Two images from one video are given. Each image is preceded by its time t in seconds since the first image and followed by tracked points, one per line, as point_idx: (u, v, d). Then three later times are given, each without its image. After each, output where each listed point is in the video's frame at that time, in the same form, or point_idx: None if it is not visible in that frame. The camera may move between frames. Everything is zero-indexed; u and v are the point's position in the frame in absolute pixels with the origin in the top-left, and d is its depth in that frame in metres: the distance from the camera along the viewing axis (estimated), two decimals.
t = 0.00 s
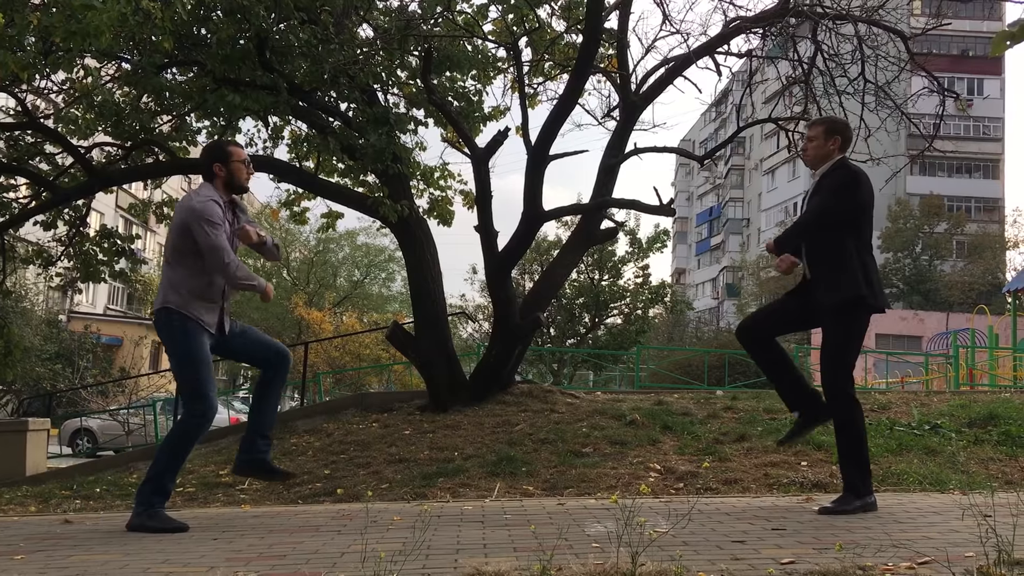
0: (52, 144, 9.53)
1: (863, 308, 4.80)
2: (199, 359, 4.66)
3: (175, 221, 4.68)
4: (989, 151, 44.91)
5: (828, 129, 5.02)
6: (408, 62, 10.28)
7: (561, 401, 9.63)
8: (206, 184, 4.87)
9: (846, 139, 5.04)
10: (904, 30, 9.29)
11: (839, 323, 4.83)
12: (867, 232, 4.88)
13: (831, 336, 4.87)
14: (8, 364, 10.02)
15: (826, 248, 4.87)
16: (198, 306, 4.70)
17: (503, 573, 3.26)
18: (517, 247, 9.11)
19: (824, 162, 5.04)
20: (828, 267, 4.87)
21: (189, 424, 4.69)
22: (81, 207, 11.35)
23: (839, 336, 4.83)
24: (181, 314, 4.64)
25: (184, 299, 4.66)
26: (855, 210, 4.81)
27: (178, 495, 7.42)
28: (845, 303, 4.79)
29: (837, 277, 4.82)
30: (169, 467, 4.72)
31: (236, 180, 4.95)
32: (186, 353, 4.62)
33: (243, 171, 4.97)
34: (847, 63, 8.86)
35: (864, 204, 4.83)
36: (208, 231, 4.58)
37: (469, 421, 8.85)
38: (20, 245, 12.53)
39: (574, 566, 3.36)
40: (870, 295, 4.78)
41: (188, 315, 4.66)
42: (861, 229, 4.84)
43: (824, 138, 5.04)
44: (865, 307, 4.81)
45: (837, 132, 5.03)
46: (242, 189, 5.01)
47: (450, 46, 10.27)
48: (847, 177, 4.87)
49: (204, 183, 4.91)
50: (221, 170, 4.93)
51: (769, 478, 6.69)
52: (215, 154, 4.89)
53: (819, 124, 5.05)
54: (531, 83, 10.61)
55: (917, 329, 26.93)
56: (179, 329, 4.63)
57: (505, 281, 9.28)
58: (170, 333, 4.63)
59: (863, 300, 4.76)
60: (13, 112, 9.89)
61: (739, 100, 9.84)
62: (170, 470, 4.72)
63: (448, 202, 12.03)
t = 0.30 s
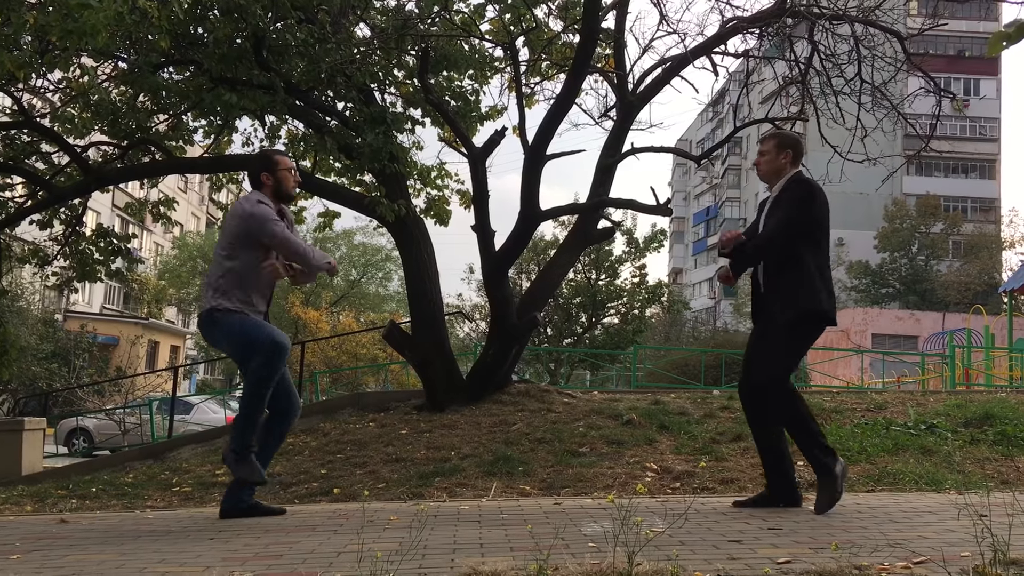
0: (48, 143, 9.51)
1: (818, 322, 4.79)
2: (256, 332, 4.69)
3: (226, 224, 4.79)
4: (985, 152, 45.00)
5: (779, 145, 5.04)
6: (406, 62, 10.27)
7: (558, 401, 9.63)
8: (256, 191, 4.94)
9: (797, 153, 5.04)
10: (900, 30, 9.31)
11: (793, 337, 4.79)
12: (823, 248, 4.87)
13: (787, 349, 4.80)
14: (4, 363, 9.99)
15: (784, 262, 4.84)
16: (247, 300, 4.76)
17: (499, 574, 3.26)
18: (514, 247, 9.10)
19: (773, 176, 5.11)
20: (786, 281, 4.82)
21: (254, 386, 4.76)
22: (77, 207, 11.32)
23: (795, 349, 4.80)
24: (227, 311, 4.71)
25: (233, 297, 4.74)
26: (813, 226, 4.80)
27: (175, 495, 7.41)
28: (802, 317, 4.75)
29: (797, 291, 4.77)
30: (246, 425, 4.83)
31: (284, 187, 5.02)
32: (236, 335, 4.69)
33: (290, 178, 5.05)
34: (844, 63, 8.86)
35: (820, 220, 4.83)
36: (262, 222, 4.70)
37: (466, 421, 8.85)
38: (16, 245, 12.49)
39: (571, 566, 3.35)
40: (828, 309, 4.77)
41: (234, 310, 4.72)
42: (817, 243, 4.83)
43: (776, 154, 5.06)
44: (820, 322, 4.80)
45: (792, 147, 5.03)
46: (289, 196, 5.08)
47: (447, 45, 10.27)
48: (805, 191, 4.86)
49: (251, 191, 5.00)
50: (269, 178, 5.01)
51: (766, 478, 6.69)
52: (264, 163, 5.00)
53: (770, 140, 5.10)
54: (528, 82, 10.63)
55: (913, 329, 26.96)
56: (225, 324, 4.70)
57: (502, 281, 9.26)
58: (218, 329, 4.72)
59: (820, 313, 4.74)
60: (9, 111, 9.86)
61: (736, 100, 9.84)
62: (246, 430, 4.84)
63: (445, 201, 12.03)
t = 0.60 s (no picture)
0: (46, 140, 9.50)
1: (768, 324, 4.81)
2: (309, 362, 4.60)
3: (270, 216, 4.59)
4: (983, 151, 45.03)
5: (740, 144, 5.03)
6: (404, 60, 10.27)
7: (556, 400, 9.64)
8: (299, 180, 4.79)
9: (756, 153, 5.04)
10: (899, 29, 9.31)
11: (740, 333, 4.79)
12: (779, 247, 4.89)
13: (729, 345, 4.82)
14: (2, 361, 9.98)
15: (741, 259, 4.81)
16: (292, 300, 4.58)
17: (497, 572, 3.25)
18: (512, 245, 9.09)
19: (733, 176, 5.08)
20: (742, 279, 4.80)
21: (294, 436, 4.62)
22: (74, 204, 11.31)
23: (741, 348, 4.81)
24: (282, 311, 4.53)
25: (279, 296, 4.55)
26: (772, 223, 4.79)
27: (172, 493, 7.41)
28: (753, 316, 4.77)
29: (751, 291, 4.77)
30: (280, 478, 4.62)
31: (329, 179, 4.86)
32: (285, 346, 4.54)
33: (336, 170, 4.89)
34: (842, 62, 8.86)
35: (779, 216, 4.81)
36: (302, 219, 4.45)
37: (464, 419, 8.86)
38: (13, 242, 12.48)
39: (568, 564, 3.36)
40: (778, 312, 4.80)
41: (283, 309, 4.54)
42: (775, 244, 4.84)
43: (734, 153, 5.06)
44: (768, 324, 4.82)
45: (749, 146, 5.03)
46: (333, 187, 4.93)
47: (445, 43, 10.26)
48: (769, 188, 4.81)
49: (294, 179, 4.83)
50: (315, 167, 4.84)
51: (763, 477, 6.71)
52: (307, 151, 4.83)
53: (729, 139, 5.08)
54: (527, 81, 10.65)
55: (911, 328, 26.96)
56: (277, 326, 4.54)
57: (500, 280, 9.24)
58: (264, 329, 4.55)
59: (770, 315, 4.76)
60: (6, 108, 9.84)
61: (734, 99, 9.85)
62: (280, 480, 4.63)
63: (443, 199, 12.03)
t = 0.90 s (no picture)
0: (44, 139, 9.49)
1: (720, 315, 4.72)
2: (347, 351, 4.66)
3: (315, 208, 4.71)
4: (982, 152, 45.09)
5: (687, 143, 4.94)
6: (403, 60, 10.27)
7: (554, 399, 9.65)
8: (341, 174, 4.90)
9: (706, 149, 4.93)
10: (898, 30, 9.33)
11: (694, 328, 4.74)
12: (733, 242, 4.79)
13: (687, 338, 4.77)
14: None
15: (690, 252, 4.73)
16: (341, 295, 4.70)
17: (496, 572, 3.26)
18: (511, 245, 9.09)
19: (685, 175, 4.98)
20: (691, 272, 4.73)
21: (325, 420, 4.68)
22: (73, 203, 11.31)
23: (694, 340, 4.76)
24: (328, 305, 4.63)
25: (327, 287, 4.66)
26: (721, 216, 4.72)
27: (171, 492, 7.41)
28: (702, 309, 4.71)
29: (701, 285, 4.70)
30: (297, 463, 4.66)
31: (368, 173, 4.97)
32: (329, 337, 4.62)
33: (376, 163, 5.00)
34: (841, 63, 8.86)
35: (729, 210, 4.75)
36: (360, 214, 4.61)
37: (462, 419, 8.86)
38: (12, 241, 12.47)
39: (567, 564, 3.37)
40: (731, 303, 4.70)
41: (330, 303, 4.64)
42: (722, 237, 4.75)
43: (685, 151, 4.96)
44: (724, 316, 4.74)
45: (697, 144, 4.94)
46: (373, 180, 5.03)
47: (444, 43, 10.26)
48: (715, 181, 4.77)
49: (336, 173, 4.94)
50: (355, 160, 4.94)
51: (761, 477, 6.72)
52: (352, 145, 4.93)
53: (678, 138, 4.98)
54: (526, 81, 10.66)
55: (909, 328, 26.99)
56: (322, 317, 4.62)
57: (498, 279, 9.23)
58: (311, 322, 4.63)
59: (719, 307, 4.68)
60: (5, 107, 9.84)
61: (733, 100, 9.86)
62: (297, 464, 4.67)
63: (442, 199, 12.03)
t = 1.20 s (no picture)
0: (43, 140, 9.48)
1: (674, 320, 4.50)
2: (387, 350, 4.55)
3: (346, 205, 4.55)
4: (980, 157, 45.16)
5: (631, 148, 4.72)
6: (402, 63, 10.28)
7: (552, 403, 9.64)
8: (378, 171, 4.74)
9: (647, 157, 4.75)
10: (895, 35, 9.35)
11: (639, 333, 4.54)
12: (685, 246, 4.59)
13: (633, 342, 4.56)
14: None
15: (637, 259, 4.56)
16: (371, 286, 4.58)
17: (494, 574, 3.26)
18: (510, 246, 9.08)
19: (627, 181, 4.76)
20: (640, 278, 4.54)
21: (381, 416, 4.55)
22: (72, 205, 11.31)
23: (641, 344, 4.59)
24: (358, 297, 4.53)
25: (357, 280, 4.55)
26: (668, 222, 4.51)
27: (168, 495, 7.40)
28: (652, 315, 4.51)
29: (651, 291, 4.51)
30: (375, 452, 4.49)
31: (406, 171, 4.79)
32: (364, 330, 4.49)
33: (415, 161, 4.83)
34: (840, 67, 8.87)
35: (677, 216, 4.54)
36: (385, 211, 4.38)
37: (460, 422, 8.86)
38: (10, 243, 12.47)
39: (565, 567, 3.37)
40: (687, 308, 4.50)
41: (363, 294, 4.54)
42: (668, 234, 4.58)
43: (629, 157, 4.74)
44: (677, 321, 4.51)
45: (641, 148, 4.73)
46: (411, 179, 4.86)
47: (443, 46, 10.27)
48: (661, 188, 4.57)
49: (372, 171, 4.79)
50: (393, 158, 4.77)
51: (760, 480, 6.73)
52: (389, 142, 4.77)
53: (622, 143, 4.78)
54: (525, 84, 10.69)
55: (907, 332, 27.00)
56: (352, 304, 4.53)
57: (497, 281, 9.21)
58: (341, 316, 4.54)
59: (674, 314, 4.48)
60: (3, 109, 9.83)
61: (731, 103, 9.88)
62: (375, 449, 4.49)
63: (440, 201, 12.04)
